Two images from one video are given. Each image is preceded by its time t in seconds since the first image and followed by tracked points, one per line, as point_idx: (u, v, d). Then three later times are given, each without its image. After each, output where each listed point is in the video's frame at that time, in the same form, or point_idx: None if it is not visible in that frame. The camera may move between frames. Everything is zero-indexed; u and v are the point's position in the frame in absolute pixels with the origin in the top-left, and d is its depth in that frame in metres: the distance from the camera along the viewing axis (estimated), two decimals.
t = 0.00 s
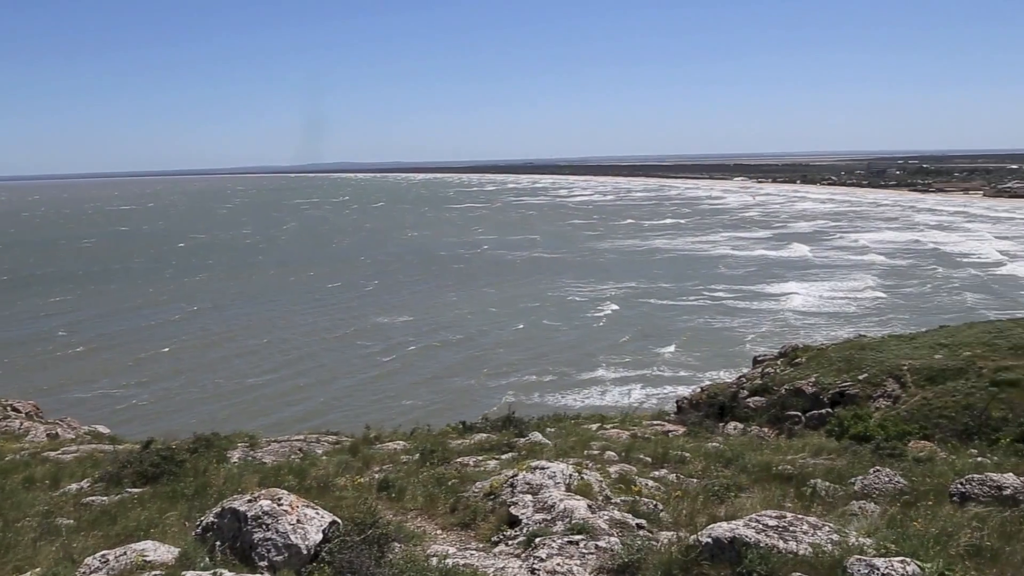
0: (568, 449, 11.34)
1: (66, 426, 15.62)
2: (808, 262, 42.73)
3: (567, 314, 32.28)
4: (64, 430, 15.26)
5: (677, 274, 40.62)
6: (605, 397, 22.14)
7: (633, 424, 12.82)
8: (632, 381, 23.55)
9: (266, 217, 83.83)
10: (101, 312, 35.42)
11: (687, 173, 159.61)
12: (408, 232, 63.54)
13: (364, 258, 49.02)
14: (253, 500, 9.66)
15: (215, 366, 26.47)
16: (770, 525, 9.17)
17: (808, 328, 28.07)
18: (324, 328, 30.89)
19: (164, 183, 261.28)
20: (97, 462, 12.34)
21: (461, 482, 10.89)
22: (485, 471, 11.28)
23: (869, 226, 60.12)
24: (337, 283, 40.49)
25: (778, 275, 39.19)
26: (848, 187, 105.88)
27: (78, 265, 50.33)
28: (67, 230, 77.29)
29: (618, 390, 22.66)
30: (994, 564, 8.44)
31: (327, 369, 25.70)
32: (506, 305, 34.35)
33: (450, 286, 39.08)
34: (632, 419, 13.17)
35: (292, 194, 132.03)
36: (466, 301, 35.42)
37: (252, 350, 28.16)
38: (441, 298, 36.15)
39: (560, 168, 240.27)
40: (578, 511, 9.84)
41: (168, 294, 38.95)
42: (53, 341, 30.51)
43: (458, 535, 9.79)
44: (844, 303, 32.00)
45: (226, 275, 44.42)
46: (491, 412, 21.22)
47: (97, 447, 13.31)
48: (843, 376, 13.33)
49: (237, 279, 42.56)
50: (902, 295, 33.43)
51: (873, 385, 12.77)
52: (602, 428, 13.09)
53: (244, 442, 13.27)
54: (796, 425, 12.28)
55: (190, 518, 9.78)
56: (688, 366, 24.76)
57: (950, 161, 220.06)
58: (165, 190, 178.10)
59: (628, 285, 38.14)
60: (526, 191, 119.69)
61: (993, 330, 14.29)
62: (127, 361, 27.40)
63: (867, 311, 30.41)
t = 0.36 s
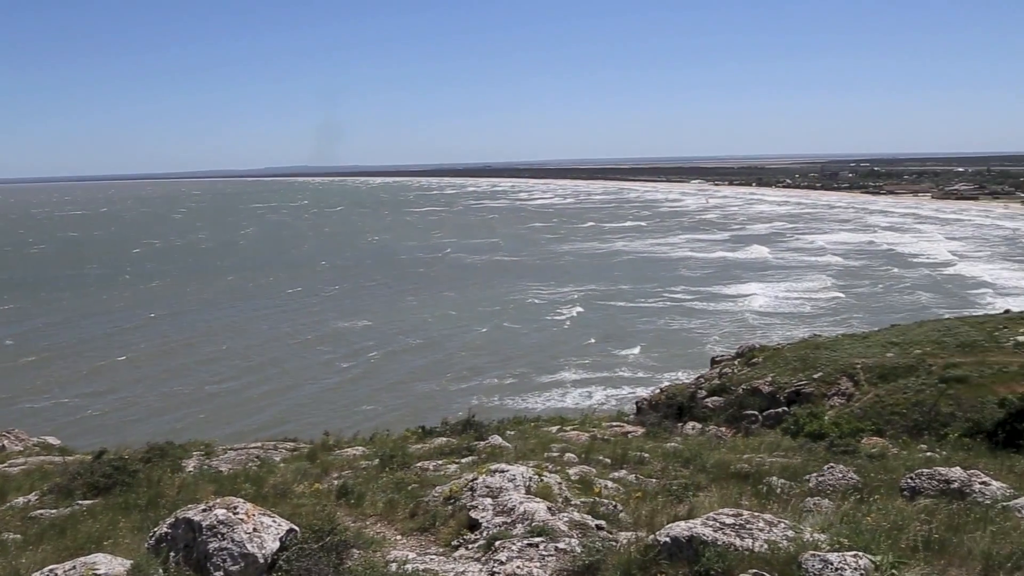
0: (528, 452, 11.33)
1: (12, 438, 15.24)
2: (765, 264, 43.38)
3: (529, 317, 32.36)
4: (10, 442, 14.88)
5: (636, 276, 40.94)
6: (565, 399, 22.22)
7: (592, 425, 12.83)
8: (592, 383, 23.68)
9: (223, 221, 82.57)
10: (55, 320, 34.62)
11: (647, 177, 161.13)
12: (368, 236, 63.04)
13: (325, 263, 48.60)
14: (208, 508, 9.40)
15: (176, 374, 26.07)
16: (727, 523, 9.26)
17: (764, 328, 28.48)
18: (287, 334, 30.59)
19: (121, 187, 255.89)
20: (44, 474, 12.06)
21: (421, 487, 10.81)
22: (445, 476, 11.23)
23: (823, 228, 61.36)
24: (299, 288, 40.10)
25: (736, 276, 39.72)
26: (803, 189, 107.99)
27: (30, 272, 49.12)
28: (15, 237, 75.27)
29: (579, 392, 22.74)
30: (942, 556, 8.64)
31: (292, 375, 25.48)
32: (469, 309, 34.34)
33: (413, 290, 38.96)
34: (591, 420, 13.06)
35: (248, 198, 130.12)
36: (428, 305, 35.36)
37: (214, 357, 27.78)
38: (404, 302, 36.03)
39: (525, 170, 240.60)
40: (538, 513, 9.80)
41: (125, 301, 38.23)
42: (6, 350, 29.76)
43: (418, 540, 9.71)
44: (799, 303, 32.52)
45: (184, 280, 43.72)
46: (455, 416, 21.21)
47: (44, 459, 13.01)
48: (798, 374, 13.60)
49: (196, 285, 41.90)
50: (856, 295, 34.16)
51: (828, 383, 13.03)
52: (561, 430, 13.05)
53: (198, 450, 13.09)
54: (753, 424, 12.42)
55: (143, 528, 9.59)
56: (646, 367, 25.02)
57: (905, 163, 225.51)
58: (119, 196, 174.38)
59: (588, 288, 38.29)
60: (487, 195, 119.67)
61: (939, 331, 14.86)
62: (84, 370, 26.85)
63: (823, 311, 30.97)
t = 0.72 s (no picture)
0: (493, 456, 11.32)
1: None
2: (729, 266, 43.92)
3: (492, 321, 32.41)
4: None
5: (598, 279, 41.11)
6: (528, 403, 22.26)
7: (557, 427, 12.81)
8: (555, 386, 23.75)
9: (183, 227, 81.45)
10: (12, 329, 33.89)
11: (607, 180, 162.27)
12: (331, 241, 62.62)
13: (288, 268, 48.26)
14: (167, 519, 9.20)
15: (141, 381, 25.74)
16: (690, 524, 9.30)
17: (725, 330, 28.79)
18: (254, 341, 30.33)
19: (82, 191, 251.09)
20: None
21: (385, 492, 10.72)
22: (409, 481, 11.16)
23: (783, 230, 62.32)
24: (263, 294, 39.76)
25: (700, 278, 40.15)
26: (763, 192, 109.67)
27: None
28: None
29: (543, 396, 22.79)
30: (900, 552, 8.78)
31: (260, 382, 25.27)
32: (434, 313, 34.31)
33: (379, 294, 38.83)
34: (556, 424, 13.02)
35: (209, 203, 128.49)
36: (393, 309, 35.26)
37: (180, 364, 27.50)
38: (369, 307, 35.90)
39: (492, 174, 240.26)
40: (502, 518, 9.76)
41: (86, 308, 37.58)
42: None
43: (382, 546, 9.61)
44: (760, 304, 32.94)
45: (144, 287, 43.07)
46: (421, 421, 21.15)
47: None
48: (759, 376, 13.91)
49: (158, 292, 41.30)
50: (817, 296, 34.69)
51: (788, 384, 13.33)
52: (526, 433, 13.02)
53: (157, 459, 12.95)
54: (716, 425, 12.55)
55: (101, 540, 9.45)
56: (609, 369, 25.19)
57: (865, 165, 229.76)
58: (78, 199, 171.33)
59: (551, 291, 38.43)
60: (452, 199, 119.45)
61: (894, 333, 15.30)
62: (45, 379, 26.36)
63: (785, 312, 31.38)
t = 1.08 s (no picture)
0: (459, 460, 11.31)
1: None
2: (699, 268, 44.19)
3: (458, 325, 32.54)
4: None
5: (563, 283, 41.20)
6: (494, 408, 22.34)
7: (523, 431, 12.82)
8: (521, 390, 23.88)
9: (148, 233, 80.61)
10: None
11: (574, 184, 163.51)
12: (300, 246, 62.34)
13: (257, 273, 48.04)
14: (131, 528, 8.90)
15: (111, 389, 25.66)
16: (656, 526, 9.29)
17: (690, 333, 29.01)
18: (223, 347, 30.28)
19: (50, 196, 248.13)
20: None
21: (351, 498, 10.66)
22: (375, 486, 11.12)
23: (748, 233, 62.92)
24: (234, 300, 39.62)
25: (670, 281, 40.33)
26: (730, 195, 110.81)
27: None
28: None
29: (509, 401, 22.88)
30: (864, 551, 8.82)
31: (232, 388, 25.27)
32: (402, 317, 34.36)
33: (349, 299, 38.88)
34: (521, 427, 13.03)
35: (175, 208, 127.35)
36: (362, 315, 35.27)
37: (149, 371, 27.42)
38: (341, 312, 35.89)
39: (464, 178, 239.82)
40: (469, 523, 9.67)
41: (56, 316, 37.27)
42: None
43: (348, 552, 9.52)
44: (725, 307, 33.16)
45: (114, 294, 42.74)
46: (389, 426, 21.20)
47: None
48: (725, 378, 14.12)
49: (127, 299, 40.95)
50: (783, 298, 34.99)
51: (753, 387, 13.54)
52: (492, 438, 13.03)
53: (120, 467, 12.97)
54: (681, 427, 12.64)
55: (63, 549, 9.37)
56: (575, 373, 25.35)
57: (835, 166, 232.24)
58: (42, 207, 169.03)
59: (517, 295, 38.52)
60: (422, 203, 119.29)
61: (858, 335, 15.56)
62: (17, 388, 26.14)
63: (750, 314, 31.61)
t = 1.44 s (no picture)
0: (429, 466, 11.29)
1: None
2: (669, 273, 44.49)
3: (425, 331, 32.52)
4: None
5: (532, 289, 41.28)
6: (463, 414, 22.34)
7: (493, 437, 12.79)
8: (490, 396, 23.92)
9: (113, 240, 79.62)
10: None
11: (544, 190, 164.42)
12: (270, 253, 61.96)
13: (227, 280, 47.70)
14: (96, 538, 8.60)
15: (80, 398, 25.37)
16: (626, 530, 9.30)
17: (657, 337, 29.19)
18: (193, 354, 30.05)
19: (19, 202, 244.66)
20: None
21: (320, 506, 10.58)
22: (345, 493, 11.05)
23: (716, 237, 63.50)
24: (206, 307, 39.33)
25: (641, 286, 40.51)
26: (697, 200, 111.86)
27: None
28: None
29: (478, 407, 22.89)
30: (833, 552, 8.86)
31: (204, 397, 25.10)
32: (371, 324, 34.24)
33: (322, 305, 38.80)
34: (491, 433, 13.04)
35: (141, 214, 126.10)
36: (332, 321, 35.17)
37: (118, 380, 27.15)
38: (311, 319, 35.75)
39: (437, 184, 239.46)
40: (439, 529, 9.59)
41: (24, 325, 36.75)
42: None
43: (318, 560, 9.42)
44: (692, 311, 33.39)
45: (81, 302, 42.20)
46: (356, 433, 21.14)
47: None
48: (694, 382, 14.25)
49: (95, 307, 40.44)
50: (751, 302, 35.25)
51: (722, 390, 13.70)
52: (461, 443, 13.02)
53: (85, 476, 12.82)
54: (651, 431, 12.73)
55: (25, 559, 9.22)
56: (546, 378, 25.41)
57: (803, 171, 235.09)
58: (5, 213, 166.35)
59: (485, 301, 38.54)
60: (393, 209, 119.05)
61: (824, 338, 15.78)
62: None
63: (718, 319, 31.85)
